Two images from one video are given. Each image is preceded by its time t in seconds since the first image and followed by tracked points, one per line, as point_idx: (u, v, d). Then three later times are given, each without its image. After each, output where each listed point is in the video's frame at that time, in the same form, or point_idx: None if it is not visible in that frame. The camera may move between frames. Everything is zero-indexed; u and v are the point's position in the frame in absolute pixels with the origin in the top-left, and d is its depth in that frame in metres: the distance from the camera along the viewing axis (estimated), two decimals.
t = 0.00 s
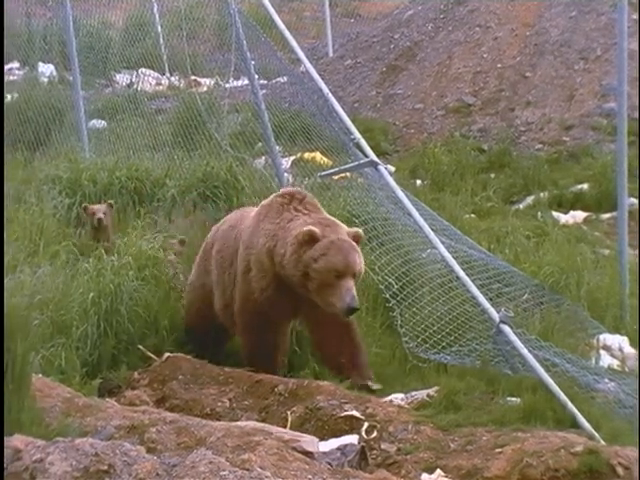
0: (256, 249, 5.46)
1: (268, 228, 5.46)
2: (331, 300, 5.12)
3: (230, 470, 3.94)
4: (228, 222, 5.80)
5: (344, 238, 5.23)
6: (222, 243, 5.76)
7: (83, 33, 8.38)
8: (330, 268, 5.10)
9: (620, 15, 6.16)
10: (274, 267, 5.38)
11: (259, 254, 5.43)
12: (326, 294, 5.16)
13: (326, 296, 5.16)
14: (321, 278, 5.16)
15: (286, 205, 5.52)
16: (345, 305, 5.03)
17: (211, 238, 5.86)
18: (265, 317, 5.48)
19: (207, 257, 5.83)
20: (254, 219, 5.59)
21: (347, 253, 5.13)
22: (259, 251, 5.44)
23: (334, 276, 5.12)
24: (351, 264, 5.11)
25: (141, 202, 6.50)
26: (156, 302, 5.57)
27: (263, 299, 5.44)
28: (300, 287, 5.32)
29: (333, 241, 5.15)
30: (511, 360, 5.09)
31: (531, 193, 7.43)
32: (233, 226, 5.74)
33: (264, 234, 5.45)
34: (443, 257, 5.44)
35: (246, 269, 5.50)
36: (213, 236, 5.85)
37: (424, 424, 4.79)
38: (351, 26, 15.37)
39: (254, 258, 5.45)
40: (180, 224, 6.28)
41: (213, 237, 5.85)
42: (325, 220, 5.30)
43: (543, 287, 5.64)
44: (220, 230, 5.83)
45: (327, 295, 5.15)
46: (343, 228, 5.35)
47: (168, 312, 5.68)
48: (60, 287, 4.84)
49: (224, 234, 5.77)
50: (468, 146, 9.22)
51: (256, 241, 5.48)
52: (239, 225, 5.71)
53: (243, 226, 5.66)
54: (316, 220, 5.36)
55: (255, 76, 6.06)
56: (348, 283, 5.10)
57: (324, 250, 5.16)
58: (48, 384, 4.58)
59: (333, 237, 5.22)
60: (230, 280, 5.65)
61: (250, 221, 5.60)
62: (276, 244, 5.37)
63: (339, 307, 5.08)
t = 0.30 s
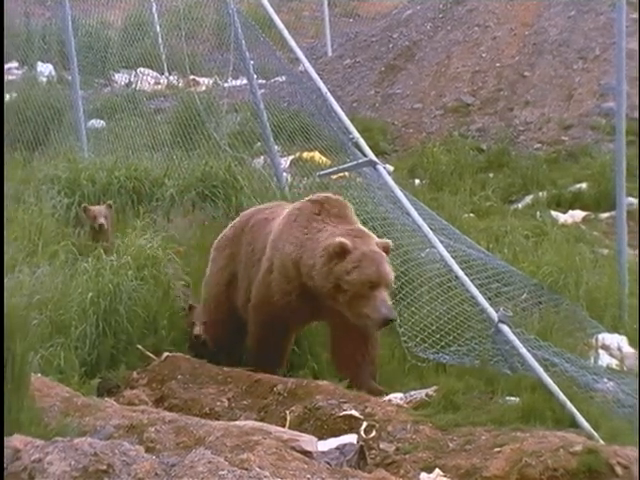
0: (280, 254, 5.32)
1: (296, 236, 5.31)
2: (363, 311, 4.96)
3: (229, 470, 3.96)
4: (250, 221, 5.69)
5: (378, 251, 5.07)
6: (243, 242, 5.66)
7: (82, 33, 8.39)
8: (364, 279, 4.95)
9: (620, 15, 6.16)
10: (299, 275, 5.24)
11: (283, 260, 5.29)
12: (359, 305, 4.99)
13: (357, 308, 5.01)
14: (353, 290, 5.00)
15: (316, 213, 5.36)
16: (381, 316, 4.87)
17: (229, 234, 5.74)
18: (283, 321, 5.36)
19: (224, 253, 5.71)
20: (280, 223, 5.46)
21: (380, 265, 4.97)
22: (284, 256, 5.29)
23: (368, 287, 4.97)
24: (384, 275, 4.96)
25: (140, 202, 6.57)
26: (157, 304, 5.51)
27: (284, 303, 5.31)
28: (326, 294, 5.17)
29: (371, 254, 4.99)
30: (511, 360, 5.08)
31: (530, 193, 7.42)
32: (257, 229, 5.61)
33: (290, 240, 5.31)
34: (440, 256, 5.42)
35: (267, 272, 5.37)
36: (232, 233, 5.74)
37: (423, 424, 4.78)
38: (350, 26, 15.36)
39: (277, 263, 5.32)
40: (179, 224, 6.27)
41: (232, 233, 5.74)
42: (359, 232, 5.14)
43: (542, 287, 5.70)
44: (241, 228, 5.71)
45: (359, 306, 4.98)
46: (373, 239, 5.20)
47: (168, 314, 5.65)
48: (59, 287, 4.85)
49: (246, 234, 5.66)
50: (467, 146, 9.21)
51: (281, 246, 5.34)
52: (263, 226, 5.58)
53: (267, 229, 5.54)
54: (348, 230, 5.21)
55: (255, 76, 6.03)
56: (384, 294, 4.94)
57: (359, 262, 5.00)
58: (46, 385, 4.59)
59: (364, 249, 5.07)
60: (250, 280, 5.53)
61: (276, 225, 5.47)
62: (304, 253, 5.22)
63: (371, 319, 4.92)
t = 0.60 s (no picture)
0: (311, 258, 5.30)
1: (326, 239, 5.28)
2: (418, 308, 4.95)
3: (226, 470, 3.96)
4: (271, 223, 5.67)
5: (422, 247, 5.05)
6: (264, 244, 5.65)
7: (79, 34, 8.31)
8: (420, 275, 4.94)
9: (617, 15, 6.15)
10: (337, 277, 5.22)
11: (316, 264, 5.27)
12: (414, 304, 4.98)
13: (411, 306, 5.01)
14: (407, 290, 4.99)
15: (344, 213, 5.31)
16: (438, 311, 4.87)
17: (244, 236, 5.74)
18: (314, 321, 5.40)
19: (236, 253, 5.73)
20: (305, 226, 5.43)
21: (427, 260, 4.97)
22: (316, 261, 5.27)
23: (423, 282, 4.96)
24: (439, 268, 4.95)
25: (137, 201, 6.52)
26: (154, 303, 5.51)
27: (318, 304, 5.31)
28: (372, 294, 5.15)
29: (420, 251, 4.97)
30: (507, 360, 5.17)
31: (527, 193, 7.43)
32: (280, 227, 5.59)
33: (321, 243, 5.28)
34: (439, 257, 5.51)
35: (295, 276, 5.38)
36: (247, 235, 5.73)
37: (421, 424, 4.78)
38: (347, 26, 15.36)
39: (308, 266, 5.31)
40: (176, 223, 6.26)
41: (249, 235, 5.72)
42: (399, 230, 5.11)
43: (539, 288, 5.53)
44: (258, 229, 5.71)
45: (414, 303, 4.97)
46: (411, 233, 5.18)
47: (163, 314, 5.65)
48: (57, 287, 4.83)
49: (266, 235, 5.66)
50: (464, 146, 9.21)
51: (311, 251, 5.31)
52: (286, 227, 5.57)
53: (292, 231, 5.51)
54: (386, 228, 5.17)
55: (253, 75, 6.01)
56: (438, 289, 4.95)
57: (410, 261, 4.98)
58: (44, 384, 4.58)
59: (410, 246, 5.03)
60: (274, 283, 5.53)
61: (303, 228, 5.44)
62: (340, 256, 5.20)
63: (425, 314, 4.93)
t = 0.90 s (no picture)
0: (335, 266, 5.13)
1: (346, 242, 5.13)
2: (448, 300, 4.95)
3: (220, 470, 3.91)
4: (270, 225, 5.45)
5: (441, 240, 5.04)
6: (266, 247, 5.41)
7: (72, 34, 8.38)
8: (450, 268, 4.95)
9: (610, 15, 6.16)
10: (365, 279, 5.08)
11: (342, 270, 5.10)
12: (443, 298, 4.97)
13: (442, 300, 4.98)
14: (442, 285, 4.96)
15: (356, 215, 5.19)
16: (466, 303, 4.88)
17: (242, 240, 5.52)
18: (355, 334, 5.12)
19: (238, 262, 5.49)
20: (315, 229, 5.25)
21: (452, 254, 4.98)
22: (342, 266, 5.11)
23: (451, 275, 4.96)
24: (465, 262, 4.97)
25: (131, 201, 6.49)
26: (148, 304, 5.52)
27: (351, 313, 5.10)
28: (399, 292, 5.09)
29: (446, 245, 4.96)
30: (501, 360, 5.08)
31: (521, 193, 7.43)
32: (285, 233, 5.38)
33: (344, 248, 5.12)
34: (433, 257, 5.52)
35: (323, 286, 5.17)
36: (242, 240, 5.51)
37: (414, 424, 4.79)
38: (341, 26, 15.36)
39: (333, 273, 5.13)
40: (171, 223, 6.26)
41: (245, 239, 5.51)
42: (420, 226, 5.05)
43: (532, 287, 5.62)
44: (258, 231, 5.48)
45: (444, 299, 4.97)
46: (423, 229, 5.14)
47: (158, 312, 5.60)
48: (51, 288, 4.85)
49: (268, 238, 5.44)
50: (458, 146, 9.24)
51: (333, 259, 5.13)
52: (288, 231, 5.36)
53: (300, 235, 5.30)
54: (405, 225, 5.11)
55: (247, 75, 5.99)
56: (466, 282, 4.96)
57: (438, 254, 4.97)
58: (38, 384, 4.62)
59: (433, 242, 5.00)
60: (287, 288, 5.35)
61: (312, 232, 5.25)
62: (365, 258, 5.09)
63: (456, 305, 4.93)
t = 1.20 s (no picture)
0: (352, 273, 4.86)
1: (360, 248, 4.88)
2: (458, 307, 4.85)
3: (211, 470, 3.85)
4: (268, 224, 5.22)
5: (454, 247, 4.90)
6: (264, 248, 5.18)
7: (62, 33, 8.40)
8: (465, 275, 4.82)
9: (601, 15, 6.16)
10: (380, 286, 4.89)
11: (359, 278, 4.85)
12: (454, 305, 4.87)
13: (455, 308, 4.87)
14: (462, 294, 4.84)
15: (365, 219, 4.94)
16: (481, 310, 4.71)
17: (237, 240, 5.30)
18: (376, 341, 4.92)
19: (235, 263, 5.30)
20: (323, 232, 4.97)
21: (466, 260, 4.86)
22: (358, 273, 4.85)
23: (465, 283, 4.85)
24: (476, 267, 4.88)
25: (122, 201, 6.49)
26: (139, 305, 5.50)
27: (373, 321, 4.87)
28: (409, 297, 4.94)
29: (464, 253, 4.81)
30: (491, 359, 5.00)
31: (511, 193, 7.43)
32: (288, 235, 5.10)
33: (360, 253, 4.86)
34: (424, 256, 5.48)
35: (337, 293, 4.88)
36: (236, 239, 5.30)
37: (405, 424, 4.79)
38: (332, 26, 15.35)
39: (348, 280, 4.86)
40: (161, 224, 6.25)
41: (242, 238, 5.29)
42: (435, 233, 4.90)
43: (522, 287, 5.59)
44: (254, 230, 5.25)
45: (455, 306, 4.86)
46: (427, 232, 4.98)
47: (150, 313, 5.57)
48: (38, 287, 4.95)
49: (265, 239, 5.20)
50: (448, 146, 9.22)
51: (348, 266, 4.86)
52: (290, 233, 5.10)
53: (305, 236, 5.04)
54: (414, 231, 4.95)
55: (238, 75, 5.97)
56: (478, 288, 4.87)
57: (453, 262, 4.83)
58: (29, 385, 4.63)
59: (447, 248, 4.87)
60: (287, 293, 5.11)
61: (320, 235, 4.97)
62: (381, 264, 4.87)
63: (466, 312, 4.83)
